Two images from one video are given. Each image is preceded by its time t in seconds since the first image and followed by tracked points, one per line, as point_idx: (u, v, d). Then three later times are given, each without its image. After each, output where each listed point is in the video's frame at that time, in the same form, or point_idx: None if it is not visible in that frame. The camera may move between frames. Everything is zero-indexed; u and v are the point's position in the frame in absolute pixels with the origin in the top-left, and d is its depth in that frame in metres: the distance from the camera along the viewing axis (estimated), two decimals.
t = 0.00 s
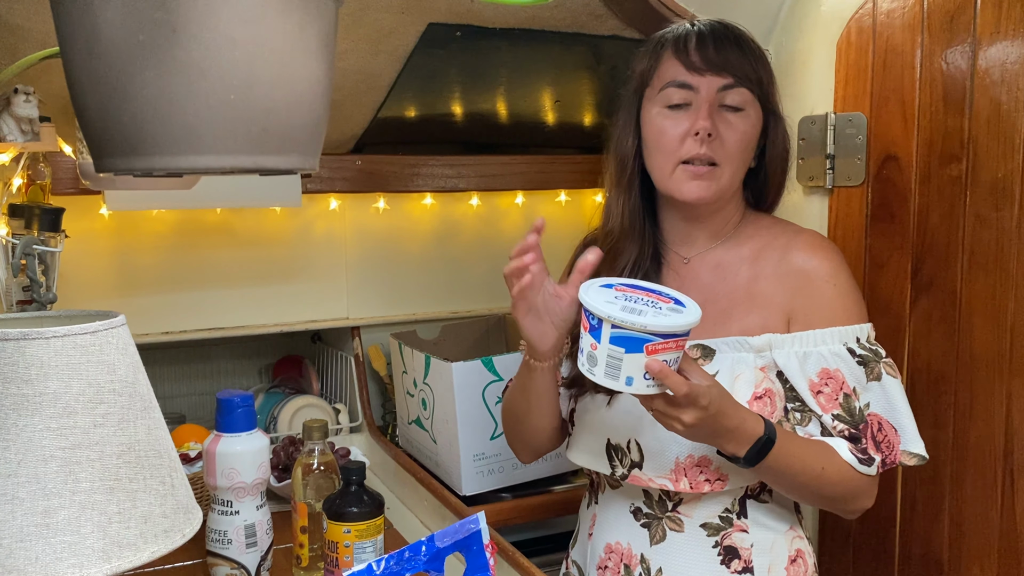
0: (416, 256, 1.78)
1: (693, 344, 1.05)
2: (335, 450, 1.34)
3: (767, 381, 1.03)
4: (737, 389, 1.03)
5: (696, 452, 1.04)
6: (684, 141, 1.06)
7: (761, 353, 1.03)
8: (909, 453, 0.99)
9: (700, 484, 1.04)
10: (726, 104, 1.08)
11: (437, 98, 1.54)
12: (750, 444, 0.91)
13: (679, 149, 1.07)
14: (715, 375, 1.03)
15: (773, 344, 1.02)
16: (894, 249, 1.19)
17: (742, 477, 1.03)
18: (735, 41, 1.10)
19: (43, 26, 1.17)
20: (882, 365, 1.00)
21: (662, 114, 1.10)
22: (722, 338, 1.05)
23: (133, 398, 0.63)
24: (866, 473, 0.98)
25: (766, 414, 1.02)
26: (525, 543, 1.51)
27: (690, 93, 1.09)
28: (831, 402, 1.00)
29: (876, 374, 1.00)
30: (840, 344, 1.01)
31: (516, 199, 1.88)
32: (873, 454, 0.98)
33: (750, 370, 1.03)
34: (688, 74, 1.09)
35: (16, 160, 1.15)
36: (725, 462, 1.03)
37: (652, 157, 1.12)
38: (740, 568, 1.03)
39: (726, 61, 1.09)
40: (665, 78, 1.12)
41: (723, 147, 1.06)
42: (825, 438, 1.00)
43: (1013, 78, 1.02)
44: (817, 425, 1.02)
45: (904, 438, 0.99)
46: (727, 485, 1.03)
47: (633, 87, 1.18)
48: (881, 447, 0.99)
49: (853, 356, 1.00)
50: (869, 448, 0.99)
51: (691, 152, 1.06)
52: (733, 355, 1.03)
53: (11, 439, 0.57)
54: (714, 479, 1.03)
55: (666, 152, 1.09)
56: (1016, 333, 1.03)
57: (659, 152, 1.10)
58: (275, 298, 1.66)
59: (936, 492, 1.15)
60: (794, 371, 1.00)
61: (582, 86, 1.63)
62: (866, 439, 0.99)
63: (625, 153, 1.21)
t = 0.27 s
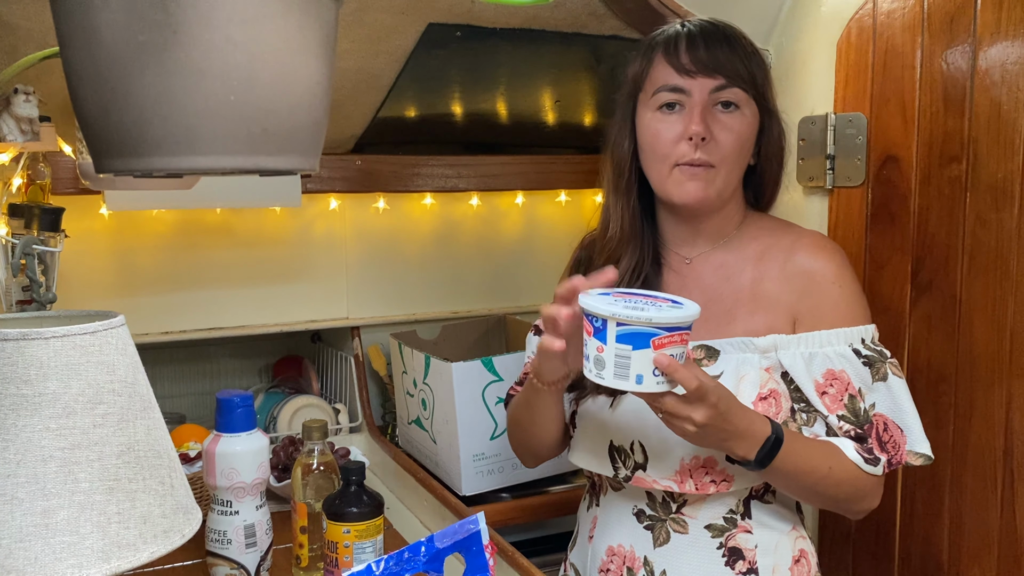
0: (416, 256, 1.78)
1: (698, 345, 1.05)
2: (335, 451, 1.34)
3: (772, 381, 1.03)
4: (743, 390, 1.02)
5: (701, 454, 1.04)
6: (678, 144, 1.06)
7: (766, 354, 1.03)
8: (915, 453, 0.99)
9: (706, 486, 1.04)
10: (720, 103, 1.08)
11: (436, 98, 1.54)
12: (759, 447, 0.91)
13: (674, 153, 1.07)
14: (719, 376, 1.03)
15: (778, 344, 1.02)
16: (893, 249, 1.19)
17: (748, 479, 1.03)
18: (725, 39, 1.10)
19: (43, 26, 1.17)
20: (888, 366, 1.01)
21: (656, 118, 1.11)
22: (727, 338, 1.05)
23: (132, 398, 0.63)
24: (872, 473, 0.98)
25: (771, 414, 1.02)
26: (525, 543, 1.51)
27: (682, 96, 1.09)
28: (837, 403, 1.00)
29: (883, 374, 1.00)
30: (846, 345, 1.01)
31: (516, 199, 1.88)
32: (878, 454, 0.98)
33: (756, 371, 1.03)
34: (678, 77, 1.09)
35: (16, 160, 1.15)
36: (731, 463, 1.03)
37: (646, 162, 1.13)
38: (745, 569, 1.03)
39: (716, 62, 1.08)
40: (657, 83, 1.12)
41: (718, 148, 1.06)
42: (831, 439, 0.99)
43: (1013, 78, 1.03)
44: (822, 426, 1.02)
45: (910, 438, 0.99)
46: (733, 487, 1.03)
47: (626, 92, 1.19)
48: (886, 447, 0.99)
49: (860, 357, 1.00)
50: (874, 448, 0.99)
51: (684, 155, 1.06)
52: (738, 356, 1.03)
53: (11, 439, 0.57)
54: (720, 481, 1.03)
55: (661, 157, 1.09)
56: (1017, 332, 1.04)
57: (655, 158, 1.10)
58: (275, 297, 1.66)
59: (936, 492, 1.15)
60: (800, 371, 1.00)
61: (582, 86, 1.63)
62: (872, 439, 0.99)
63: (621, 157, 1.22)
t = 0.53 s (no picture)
0: (415, 257, 1.78)
1: (696, 345, 1.05)
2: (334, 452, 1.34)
3: (769, 382, 1.03)
4: (739, 390, 1.03)
5: (697, 454, 1.04)
6: (676, 149, 1.07)
7: (764, 354, 1.03)
8: (908, 458, 0.98)
9: (702, 486, 1.03)
10: (717, 107, 1.08)
11: (436, 99, 1.54)
12: (744, 437, 0.91)
13: (673, 159, 1.07)
14: (717, 376, 1.03)
15: (776, 345, 1.02)
16: (892, 250, 1.18)
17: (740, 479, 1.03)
18: (722, 44, 1.09)
19: (42, 27, 1.17)
20: (884, 370, 1.00)
21: (654, 122, 1.11)
22: (725, 339, 1.05)
23: (131, 400, 0.63)
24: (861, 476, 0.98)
25: (767, 415, 1.02)
26: (524, 544, 1.51)
27: (679, 100, 1.09)
28: (830, 404, 1.00)
29: (877, 378, 0.99)
30: (842, 347, 1.00)
31: (515, 200, 1.88)
32: (869, 457, 0.98)
33: (752, 371, 1.03)
34: (675, 82, 1.09)
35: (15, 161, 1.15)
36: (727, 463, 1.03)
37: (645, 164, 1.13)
38: (743, 570, 1.03)
39: (714, 66, 1.08)
40: (655, 87, 1.12)
41: (715, 153, 1.05)
42: (821, 439, 1.00)
43: (1012, 80, 1.03)
44: (815, 426, 1.02)
45: (903, 443, 0.98)
46: (729, 487, 1.03)
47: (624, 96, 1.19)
48: (878, 452, 0.98)
49: (855, 359, 0.99)
50: (865, 450, 0.98)
51: (683, 161, 1.06)
52: (736, 356, 1.03)
53: (9, 441, 0.57)
54: (715, 481, 1.03)
55: (660, 161, 1.09)
56: (1015, 334, 1.04)
57: (653, 163, 1.11)
58: (274, 298, 1.66)
59: (935, 494, 1.15)
60: (796, 372, 1.01)
61: (582, 87, 1.63)
62: (864, 442, 0.99)
63: (618, 161, 1.22)
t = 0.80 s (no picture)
0: (415, 257, 1.78)
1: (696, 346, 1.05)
2: (333, 452, 1.34)
3: (768, 383, 1.03)
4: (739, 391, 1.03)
5: (697, 455, 1.05)
6: (672, 146, 1.07)
7: (764, 355, 1.03)
8: (909, 460, 0.98)
9: (701, 488, 1.03)
10: (715, 104, 1.08)
11: (435, 99, 1.55)
12: (748, 428, 0.91)
13: (668, 155, 1.07)
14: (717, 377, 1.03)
15: (776, 346, 1.02)
16: (892, 250, 1.18)
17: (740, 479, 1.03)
18: (722, 40, 1.10)
19: (41, 27, 1.17)
20: (884, 371, 1.00)
21: (653, 119, 1.11)
22: (724, 340, 1.05)
23: (130, 400, 0.63)
24: (862, 476, 0.98)
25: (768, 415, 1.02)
26: (523, 544, 1.51)
27: (677, 97, 1.09)
28: (831, 404, 1.00)
29: (878, 379, 1.00)
30: (843, 348, 1.00)
31: (515, 200, 1.88)
32: (870, 457, 0.98)
33: (752, 373, 1.03)
34: (674, 79, 1.09)
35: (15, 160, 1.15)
36: (726, 466, 1.04)
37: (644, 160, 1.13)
38: (740, 571, 1.03)
39: (712, 63, 1.08)
40: (654, 84, 1.12)
41: (711, 150, 1.05)
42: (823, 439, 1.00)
43: (1011, 81, 1.03)
44: (815, 427, 1.02)
45: (903, 444, 0.98)
46: (729, 488, 1.03)
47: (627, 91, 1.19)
48: (880, 452, 0.98)
49: (855, 360, 0.99)
50: (866, 449, 0.98)
51: (678, 157, 1.06)
52: (736, 357, 1.03)
53: (9, 440, 0.57)
54: (715, 483, 1.03)
55: (657, 158, 1.09)
56: (1014, 335, 1.04)
57: (651, 157, 1.11)
58: (274, 298, 1.66)
59: (935, 494, 1.15)
60: (796, 373, 1.00)
61: (581, 87, 1.63)
62: (865, 441, 0.99)
63: (619, 157, 1.23)
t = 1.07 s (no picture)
0: (415, 257, 1.78)
1: (699, 351, 1.05)
2: (333, 452, 1.34)
3: (771, 391, 1.03)
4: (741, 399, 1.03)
5: (697, 460, 1.04)
6: (668, 158, 1.07)
7: (766, 362, 1.03)
8: (910, 469, 0.99)
9: (701, 493, 1.03)
10: (709, 112, 1.08)
11: (436, 99, 1.55)
12: (755, 445, 0.91)
13: (665, 167, 1.08)
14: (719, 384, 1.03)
15: (779, 353, 1.02)
16: (893, 250, 1.18)
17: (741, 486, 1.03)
18: (711, 46, 1.09)
19: (42, 26, 1.17)
20: (887, 380, 1.00)
21: (648, 130, 1.12)
22: (727, 346, 1.05)
23: (131, 400, 0.63)
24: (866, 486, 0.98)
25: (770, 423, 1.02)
26: (524, 544, 1.52)
27: (670, 107, 1.09)
28: (835, 414, 1.00)
29: (881, 389, 1.00)
30: (846, 357, 1.01)
31: (515, 200, 1.88)
32: (873, 467, 0.98)
33: (754, 380, 1.03)
34: (665, 90, 1.09)
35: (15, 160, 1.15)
36: (726, 471, 1.03)
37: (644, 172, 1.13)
38: None
39: (701, 72, 1.07)
40: (646, 95, 1.12)
41: (706, 160, 1.06)
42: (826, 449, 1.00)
43: (1011, 80, 1.03)
44: (819, 436, 1.01)
45: (905, 454, 0.98)
46: (728, 494, 1.03)
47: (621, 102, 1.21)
48: (882, 462, 0.98)
49: (859, 369, 1.00)
50: (869, 460, 0.98)
51: (674, 169, 1.07)
52: (739, 364, 1.04)
53: (10, 440, 0.57)
54: (714, 488, 1.03)
55: (654, 169, 1.10)
56: (1016, 336, 1.04)
57: (649, 168, 1.11)
58: (274, 298, 1.66)
59: (935, 494, 1.15)
60: (799, 382, 1.00)
61: (582, 87, 1.63)
62: (868, 452, 0.99)
63: (617, 165, 1.24)
